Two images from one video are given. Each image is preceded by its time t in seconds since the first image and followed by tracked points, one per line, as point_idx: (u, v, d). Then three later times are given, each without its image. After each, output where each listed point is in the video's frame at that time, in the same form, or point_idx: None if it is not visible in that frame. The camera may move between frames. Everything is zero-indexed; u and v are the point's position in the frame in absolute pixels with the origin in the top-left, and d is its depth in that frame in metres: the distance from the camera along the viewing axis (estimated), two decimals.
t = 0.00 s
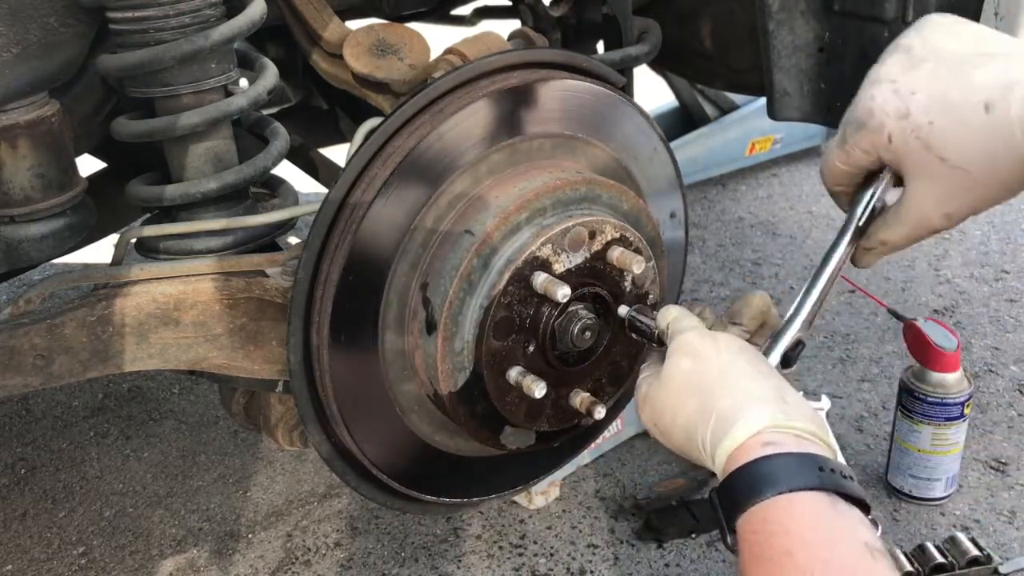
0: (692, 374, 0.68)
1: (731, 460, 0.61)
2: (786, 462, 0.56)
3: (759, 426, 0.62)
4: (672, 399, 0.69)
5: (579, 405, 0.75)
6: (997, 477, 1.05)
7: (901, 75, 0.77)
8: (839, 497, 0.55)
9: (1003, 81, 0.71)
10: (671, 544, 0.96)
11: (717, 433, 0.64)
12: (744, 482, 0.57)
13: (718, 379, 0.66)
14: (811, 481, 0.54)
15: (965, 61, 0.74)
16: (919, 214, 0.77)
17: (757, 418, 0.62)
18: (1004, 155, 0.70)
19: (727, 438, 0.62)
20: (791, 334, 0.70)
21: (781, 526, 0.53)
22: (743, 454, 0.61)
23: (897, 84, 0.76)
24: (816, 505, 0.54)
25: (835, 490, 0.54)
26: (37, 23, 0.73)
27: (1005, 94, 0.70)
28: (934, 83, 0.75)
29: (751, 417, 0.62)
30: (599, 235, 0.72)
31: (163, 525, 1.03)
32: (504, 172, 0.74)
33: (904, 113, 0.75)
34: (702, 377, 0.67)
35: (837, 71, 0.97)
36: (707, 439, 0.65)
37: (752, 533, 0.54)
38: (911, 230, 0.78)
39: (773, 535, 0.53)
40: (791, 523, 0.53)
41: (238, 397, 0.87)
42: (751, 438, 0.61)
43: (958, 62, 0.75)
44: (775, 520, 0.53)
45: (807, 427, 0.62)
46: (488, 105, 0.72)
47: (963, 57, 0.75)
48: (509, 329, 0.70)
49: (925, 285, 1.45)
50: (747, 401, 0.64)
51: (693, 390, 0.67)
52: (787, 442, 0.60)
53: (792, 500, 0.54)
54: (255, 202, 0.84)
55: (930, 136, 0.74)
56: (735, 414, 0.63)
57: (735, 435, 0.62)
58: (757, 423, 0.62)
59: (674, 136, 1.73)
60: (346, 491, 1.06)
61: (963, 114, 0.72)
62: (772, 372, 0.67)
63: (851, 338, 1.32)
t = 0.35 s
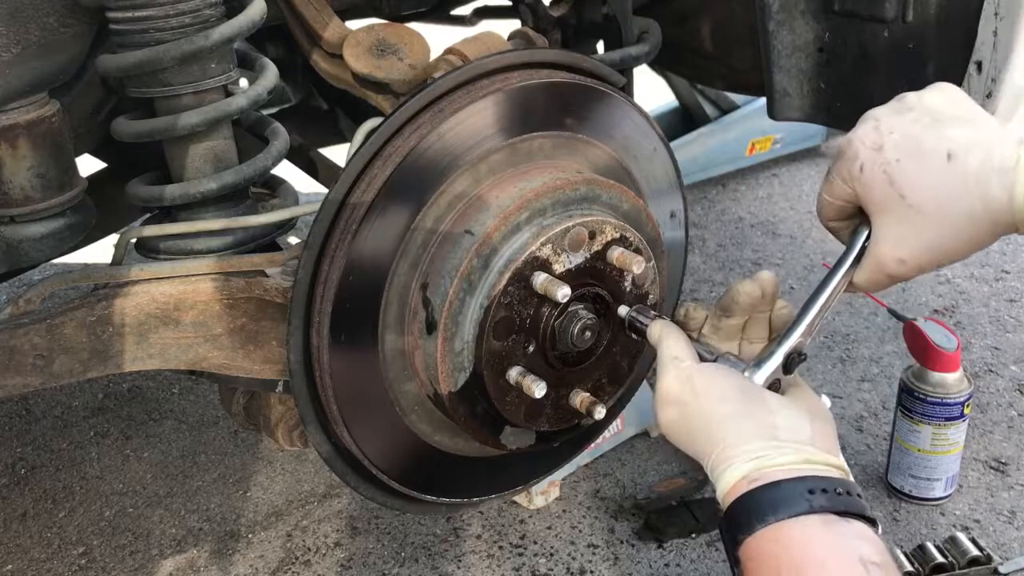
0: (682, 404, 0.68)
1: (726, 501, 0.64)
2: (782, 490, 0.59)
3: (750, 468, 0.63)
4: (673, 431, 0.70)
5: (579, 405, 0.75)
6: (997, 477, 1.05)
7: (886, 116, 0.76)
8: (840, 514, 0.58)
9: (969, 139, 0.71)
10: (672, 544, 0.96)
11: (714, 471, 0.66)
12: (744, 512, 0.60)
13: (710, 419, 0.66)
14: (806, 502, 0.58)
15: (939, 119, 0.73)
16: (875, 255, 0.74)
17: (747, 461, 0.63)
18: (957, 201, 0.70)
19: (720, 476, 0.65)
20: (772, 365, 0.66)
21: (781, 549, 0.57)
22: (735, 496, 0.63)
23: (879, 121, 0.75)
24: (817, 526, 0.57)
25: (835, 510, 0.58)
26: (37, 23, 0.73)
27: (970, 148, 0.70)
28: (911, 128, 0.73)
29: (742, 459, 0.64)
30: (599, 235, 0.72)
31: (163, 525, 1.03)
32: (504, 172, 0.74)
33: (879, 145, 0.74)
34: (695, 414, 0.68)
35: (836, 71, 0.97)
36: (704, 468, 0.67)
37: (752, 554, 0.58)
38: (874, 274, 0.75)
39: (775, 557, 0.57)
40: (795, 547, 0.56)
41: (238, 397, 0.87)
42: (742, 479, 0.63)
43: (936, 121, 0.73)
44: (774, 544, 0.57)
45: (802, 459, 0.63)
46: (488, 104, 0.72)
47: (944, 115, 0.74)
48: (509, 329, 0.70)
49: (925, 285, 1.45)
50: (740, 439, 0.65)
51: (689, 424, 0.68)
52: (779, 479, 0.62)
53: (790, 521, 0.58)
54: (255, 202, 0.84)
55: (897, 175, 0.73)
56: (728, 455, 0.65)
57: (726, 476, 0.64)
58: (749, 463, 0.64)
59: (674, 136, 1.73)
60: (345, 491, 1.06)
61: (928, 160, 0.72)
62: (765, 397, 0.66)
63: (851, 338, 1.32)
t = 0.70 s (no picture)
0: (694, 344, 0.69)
1: (724, 428, 0.61)
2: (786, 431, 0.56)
3: (756, 395, 0.61)
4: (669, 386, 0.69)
5: (579, 405, 0.75)
6: (997, 477, 1.05)
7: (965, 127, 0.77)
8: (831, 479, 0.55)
9: None
10: (671, 544, 0.96)
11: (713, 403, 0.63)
12: (744, 445, 0.56)
13: (720, 353, 0.67)
14: (809, 458, 0.54)
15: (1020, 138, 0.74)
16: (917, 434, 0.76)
17: (753, 388, 0.62)
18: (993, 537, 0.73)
19: (723, 403, 0.62)
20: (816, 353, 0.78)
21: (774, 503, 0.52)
22: (737, 419, 0.60)
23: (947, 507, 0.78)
24: (816, 485, 0.53)
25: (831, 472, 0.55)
26: (37, 23, 0.73)
27: None
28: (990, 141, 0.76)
29: (748, 387, 0.62)
30: (599, 235, 0.72)
31: (163, 525, 1.03)
32: (505, 172, 0.74)
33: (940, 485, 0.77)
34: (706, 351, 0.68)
35: (836, 71, 0.97)
36: (700, 406, 0.64)
37: (739, 507, 0.53)
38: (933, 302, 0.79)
39: (774, 510, 0.51)
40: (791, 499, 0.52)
41: (238, 397, 0.87)
42: (745, 404, 0.61)
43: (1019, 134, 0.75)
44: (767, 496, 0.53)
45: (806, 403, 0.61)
46: (488, 104, 0.72)
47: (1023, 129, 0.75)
48: (509, 329, 0.70)
49: (925, 285, 1.45)
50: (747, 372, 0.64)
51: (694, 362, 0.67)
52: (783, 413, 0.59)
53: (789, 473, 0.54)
54: (255, 202, 0.84)
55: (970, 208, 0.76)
56: (733, 385, 0.63)
57: (730, 404, 0.62)
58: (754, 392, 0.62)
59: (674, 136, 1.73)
60: (346, 491, 1.06)
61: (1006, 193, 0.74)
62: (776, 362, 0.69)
63: (851, 338, 1.32)
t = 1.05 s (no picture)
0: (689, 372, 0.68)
1: (723, 465, 0.60)
2: (783, 467, 0.55)
3: (753, 432, 0.61)
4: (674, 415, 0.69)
5: (579, 405, 0.75)
6: (997, 477, 1.05)
7: (881, 75, 0.74)
8: (834, 502, 0.55)
9: (982, 88, 0.69)
10: (671, 544, 0.96)
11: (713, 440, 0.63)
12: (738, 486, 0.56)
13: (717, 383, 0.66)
14: (808, 485, 0.54)
15: (943, 67, 0.71)
16: None
17: (751, 424, 0.61)
18: None
19: (722, 440, 0.61)
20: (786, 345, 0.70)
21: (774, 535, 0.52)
22: (736, 459, 0.60)
23: None
24: (816, 510, 0.53)
25: (831, 496, 0.55)
26: (37, 23, 0.73)
27: None
28: (913, 84, 0.72)
29: (746, 423, 0.61)
30: (599, 235, 0.72)
31: (163, 525, 1.03)
32: (505, 172, 0.74)
33: None
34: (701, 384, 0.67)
35: (836, 71, 0.97)
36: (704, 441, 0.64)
37: (746, 539, 0.54)
38: (896, 236, 0.77)
39: (774, 542, 0.52)
40: (791, 532, 0.52)
41: (238, 397, 0.87)
42: (745, 441, 0.60)
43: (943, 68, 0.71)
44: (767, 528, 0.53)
45: (805, 436, 0.60)
46: (488, 104, 0.72)
47: (946, 62, 0.71)
48: (509, 328, 0.70)
49: (925, 285, 1.45)
50: (744, 407, 0.63)
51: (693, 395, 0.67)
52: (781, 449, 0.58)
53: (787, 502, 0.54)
54: (256, 202, 0.84)
55: (908, 146, 0.72)
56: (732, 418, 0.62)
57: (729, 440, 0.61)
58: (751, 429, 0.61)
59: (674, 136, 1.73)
60: (345, 491, 1.06)
61: (941, 122, 0.70)
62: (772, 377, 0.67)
63: (851, 338, 1.32)
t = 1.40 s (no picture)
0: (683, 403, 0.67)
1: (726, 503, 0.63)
2: (784, 496, 0.58)
3: (750, 471, 0.62)
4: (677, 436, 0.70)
5: (579, 405, 0.75)
6: (997, 477, 1.05)
7: (893, 114, 0.74)
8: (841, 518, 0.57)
9: (980, 141, 0.69)
10: (672, 544, 0.96)
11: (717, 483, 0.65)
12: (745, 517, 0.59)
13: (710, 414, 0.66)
14: (807, 508, 0.57)
15: (944, 119, 0.71)
16: None
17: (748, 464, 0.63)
18: None
19: (722, 479, 0.64)
20: (770, 364, 0.64)
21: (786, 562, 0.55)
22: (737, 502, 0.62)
23: None
24: (820, 529, 0.56)
25: (837, 514, 0.57)
26: (37, 23, 0.73)
27: None
28: (918, 124, 0.72)
29: (743, 460, 0.63)
30: (599, 235, 0.72)
31: (163, 525, 1.03)
32: (505, 172, 0.74)
33: None
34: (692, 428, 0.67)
35: (836, 71, 0.97)
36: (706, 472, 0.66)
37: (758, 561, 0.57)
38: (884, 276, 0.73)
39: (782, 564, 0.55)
40: (802, 556, 0.55)
41: (238, 397, 0.87)
42: (743, 482, 0.62)
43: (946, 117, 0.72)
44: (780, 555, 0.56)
45: (800, 463, 0.62)
46: (489, 105, 0.72)
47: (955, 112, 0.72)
48: (509, 328, 0.70)
49: (925, 284, 1.45)
50: (741, 443, 0.64)
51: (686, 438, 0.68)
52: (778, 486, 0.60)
53: (797, 526, 0.56)
54: (256, 202, 0.84)
55: (900, 181, 0.71)
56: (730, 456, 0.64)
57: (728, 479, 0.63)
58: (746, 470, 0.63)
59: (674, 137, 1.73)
60: (345, 491, 1.06)
61: (929, 160, 0.70)
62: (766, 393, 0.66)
63: (851, 338, 1.32)
